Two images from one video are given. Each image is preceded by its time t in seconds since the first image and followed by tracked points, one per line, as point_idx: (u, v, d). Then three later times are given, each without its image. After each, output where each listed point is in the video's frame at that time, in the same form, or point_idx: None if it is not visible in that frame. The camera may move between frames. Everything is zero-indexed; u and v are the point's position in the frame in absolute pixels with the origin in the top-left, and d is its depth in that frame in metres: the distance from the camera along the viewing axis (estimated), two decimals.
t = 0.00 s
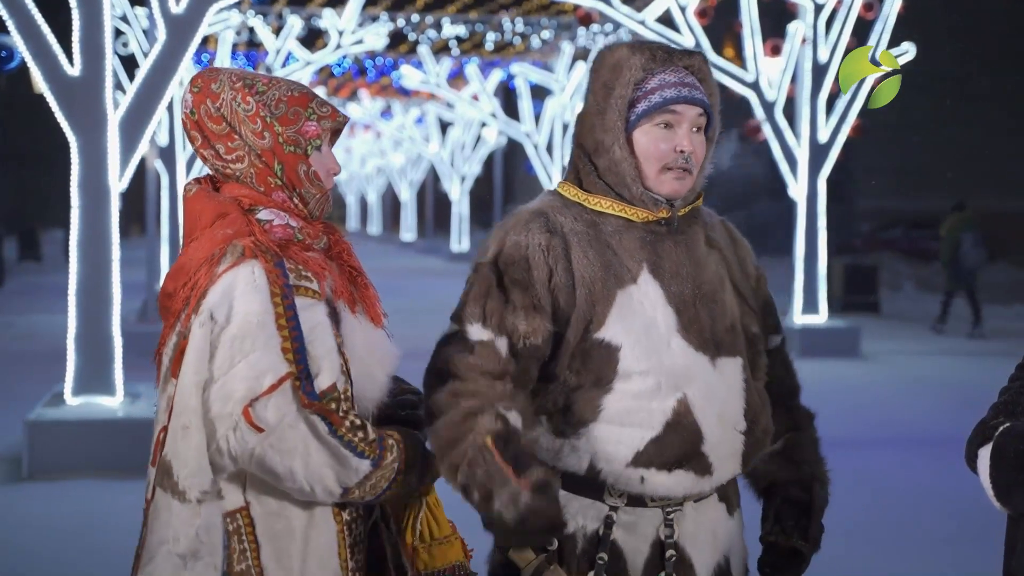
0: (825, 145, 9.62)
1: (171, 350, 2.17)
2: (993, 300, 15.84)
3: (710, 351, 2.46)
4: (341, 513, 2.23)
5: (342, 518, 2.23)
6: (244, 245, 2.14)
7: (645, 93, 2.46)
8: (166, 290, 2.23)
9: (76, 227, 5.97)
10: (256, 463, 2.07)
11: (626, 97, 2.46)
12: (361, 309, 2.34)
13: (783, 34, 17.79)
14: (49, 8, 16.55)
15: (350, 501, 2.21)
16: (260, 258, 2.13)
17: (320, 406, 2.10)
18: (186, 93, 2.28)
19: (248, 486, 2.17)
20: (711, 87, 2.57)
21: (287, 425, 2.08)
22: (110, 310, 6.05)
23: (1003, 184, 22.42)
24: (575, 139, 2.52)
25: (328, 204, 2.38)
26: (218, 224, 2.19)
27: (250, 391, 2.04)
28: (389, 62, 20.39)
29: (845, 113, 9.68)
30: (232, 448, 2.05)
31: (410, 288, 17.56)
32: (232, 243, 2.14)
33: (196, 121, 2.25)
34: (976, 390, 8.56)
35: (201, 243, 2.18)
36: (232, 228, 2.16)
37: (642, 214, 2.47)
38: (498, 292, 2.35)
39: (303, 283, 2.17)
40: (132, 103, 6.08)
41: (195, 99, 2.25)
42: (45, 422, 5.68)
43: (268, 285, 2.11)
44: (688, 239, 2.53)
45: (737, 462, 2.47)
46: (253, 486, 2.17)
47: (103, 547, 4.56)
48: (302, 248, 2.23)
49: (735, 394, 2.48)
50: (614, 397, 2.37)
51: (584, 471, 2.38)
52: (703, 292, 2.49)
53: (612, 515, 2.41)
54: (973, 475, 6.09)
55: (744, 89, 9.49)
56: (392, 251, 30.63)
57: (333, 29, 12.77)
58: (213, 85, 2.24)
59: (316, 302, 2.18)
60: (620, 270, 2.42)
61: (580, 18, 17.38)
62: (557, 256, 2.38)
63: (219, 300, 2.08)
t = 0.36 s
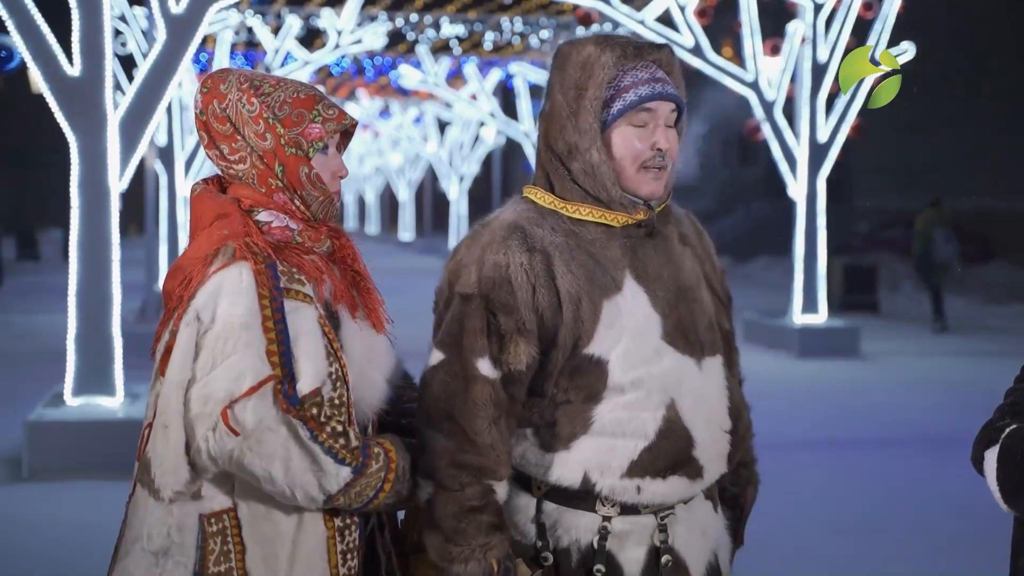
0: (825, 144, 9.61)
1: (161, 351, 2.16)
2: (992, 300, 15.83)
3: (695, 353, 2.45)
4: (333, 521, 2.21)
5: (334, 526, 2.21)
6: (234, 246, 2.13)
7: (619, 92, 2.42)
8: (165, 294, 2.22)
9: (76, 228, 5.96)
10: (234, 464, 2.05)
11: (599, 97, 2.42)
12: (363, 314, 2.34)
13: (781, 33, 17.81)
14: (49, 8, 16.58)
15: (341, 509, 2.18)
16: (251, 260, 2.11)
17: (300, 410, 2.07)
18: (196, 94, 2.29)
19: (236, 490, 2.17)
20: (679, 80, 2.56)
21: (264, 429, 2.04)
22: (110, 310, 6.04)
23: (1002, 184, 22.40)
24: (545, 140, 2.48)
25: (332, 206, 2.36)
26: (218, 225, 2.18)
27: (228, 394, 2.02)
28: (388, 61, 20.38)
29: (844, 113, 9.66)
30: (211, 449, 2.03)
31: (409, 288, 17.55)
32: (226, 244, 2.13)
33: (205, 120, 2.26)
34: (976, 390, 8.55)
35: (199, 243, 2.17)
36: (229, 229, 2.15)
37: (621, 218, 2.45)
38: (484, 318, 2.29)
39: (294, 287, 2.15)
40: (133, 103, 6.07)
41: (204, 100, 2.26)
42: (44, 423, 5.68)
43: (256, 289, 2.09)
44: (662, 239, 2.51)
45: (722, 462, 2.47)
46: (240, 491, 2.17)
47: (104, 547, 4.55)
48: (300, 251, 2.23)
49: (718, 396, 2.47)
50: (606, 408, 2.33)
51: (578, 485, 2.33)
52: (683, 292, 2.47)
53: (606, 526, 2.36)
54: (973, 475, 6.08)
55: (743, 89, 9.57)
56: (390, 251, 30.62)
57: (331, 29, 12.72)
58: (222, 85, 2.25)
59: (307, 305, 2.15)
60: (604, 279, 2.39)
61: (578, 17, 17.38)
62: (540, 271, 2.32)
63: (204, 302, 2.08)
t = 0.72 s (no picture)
0: (825, 144, 9.61)
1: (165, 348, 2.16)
2: (989, 299, 15.82)
3: (676, 356, 2.38)
4: (334, 523, 2.19)
5: (334, 530, 2.19)
6: (240, 243, 2.12)
7: (586, 94, 2.36)
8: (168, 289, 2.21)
9: (75, 227, 5.93)
10: (235, 464, 2.05)
11: (567, 100, 2.36)
12: (369, 315, 2.33)
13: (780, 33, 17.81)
14: (48, 7, 16.58)
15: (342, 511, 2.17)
16: (256, 258, 2.10)
17: (304, 412, 2.05)
18: (207, 91, 2.28)
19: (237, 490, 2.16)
20: (657, 76, 2.48)
21: (265, 431, 2.03)
22: (110, 309, 6.01)
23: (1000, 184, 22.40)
24: (524, 145, 2.45)
25: (343, 205, 2.35)
26: (224, 221, 2.17)
27: (231, 393, 2.02)
28: (387, 60, 20.38)
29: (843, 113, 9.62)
30: (213, 448, 2.04)
31: (406, 288, 17.54)
32: (232, 240, 2.12)
33: (215, 117, 2.25)
34: (975, 390, 8.53)
35: (205, 237, 2.16)
36: (235, 226, 2.14)
37: (597, 220, 2.39)
38: (466, 317, 2.23)
39: (299, 286, 2.13)
40: (132, 103, 6.05)
41: (215, 95, 2.25)
42: (43, 422, 5.66)
43: (261, 288, 2.08)
44: (644, 237, 2.43)
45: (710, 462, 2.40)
46: (242, 490, 2.16)
47: (104, 548, 4.53)
48: (306, 250, 2.20)
49: (706, 398, 2.40)
50: (581, 413, 2.28)
51: (555, 484, 2.30)
52: (666, 294, 2.40)
53: (587, 522, 2.33)
54: (973, 474, 6.07)
55: (742, 89, 9.56)
56: (388, 250, 30.61)
57: (329, 28, 12.60)
58: (233, 81, 2.24)
59: (312, 305, 2.13)
60: (580, 284, 2.33)
61: (577, 17, 17.38)
62: (519, 273, 2.28)
63: (210, 300, 2.07)
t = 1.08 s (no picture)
0: (824, 143, 9.59)
1: (183, 348, 2.13)
2: (988, 300, 15.79)
3: (706, 365, 2.37)
4: (350, 521, 2.18)
5: (351, 527, 2.19)
6: (259, 244, 2.09)
7: (625, 101, 2.41)
8: (181, 289, 2.19)
9: (75, 226, 5.92)
10: (263, 466, 2.03)
11: (608, 106, 2.44)
12: (378, 314, 2.31)
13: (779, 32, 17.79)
14: (45, 6, 16.51)
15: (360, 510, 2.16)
16: (276, 258, 2.08)
17: (332, 410, 2.05)
18: (208, 89, 2.25)
19: (257, 490, 2.13)
20: (709, 85, 2.46)
21: (296, 429, 2.02)
22: (109, 310, 6.00)
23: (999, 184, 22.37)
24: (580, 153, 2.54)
25: (347, 205, 2.34)
26: (237, 221, 2.15)
27: (260, 394, 2.00)
28: (385, 60, 20.35)
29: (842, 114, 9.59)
30: (241, 451, 2.02)
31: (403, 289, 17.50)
32: (249, 241, 2.10)
33: (218, 117, 2.21)
34: (976, 390, 8.51)
35: (219, 238, 2.14)
36: (249, 226, 2.12)
37: (636, 224, 2.41)
38: (507, 308, 2.38)
39: (319, 285, 2.12)
40: (132, 102, 6.03)
41: (217, 96, 2.22)
42: (43, 422, 5.65)
43: (283, 287, 2.06)
44: (694, 247, 2.43)
45: (735, 478, 2.39)
46: (261, 490, 2.13)
47: (102, 549, 4.52)
48: (318, 250, 2.19)
49: (737, 408, 2.38)
50: (603, 407, 2.34)
51: (574, 473, 2.39)
52: (703, 303, 2.40)
53: (607, 518, 2.39)
54: (974, 475, 6.05)
55: (742, 89, 9.46)
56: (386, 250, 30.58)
57: (328, 27, 12.62)
58: (236, 82, 2.21)
59: (330, 304, 2.12)
60: (611, 283, 2.38)
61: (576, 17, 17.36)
62: (553, 267, 2.39)
63: (233, 300, 2.04)
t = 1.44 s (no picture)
0: (821, 143, 9.52)
1: (185, 348, 2.12)
2: (985, 299, 15.77)
3: (723, 367, 2.40)
4: (355, 522, 2.17)
5: (356, 528, 2.17)
6: (260, 243, 2.08)
7: (683, 98, 2.46)
8: (183, 290, 2.18)
9: (73, 227, 5.90)
10: (266, 464, 2.02)
11: (668, 102, 2.49)
12: (382, 314, 2.29)
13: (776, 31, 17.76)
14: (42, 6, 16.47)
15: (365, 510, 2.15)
16: (277, 256, 2.07)
17: (333, 406, 2.03)
18: (209, 93, 2.23)
19: (261, 490, 2.13)
20: (771, 92, 2.48)
21: (298, 428, 2.01)
22: (106, 312, 5.97)
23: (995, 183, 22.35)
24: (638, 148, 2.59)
25: (351, 205, 2.32)
26: (238, 221, 2.14)
27: (261, 392, 1.99)
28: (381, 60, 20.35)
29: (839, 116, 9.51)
30: (244, 450, 2.01)
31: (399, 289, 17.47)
32: (250, 240, 2.09)
33: (219, 119, 2.21)
34: (975, 390, 8.49)
35: (222, 239, 2.13)
36: (251, 226, 2.11)
37: (678, 220, 2.44)
38: (538, 286, 2.53)
39: (321, 283, 2.11)
40: (129, 102, 6.01)
41: (218, 98, 2.21)
42: (40, 425, 5.63)
43: (283, 284, 2.05)
44: (732, 251, 2.43)
45: (736, 481, 2.39)
46: (265, 490, 2.13)
47: (100, 551, 4.49)
48: (321, 249, 2.17)
49: (753, 409, 2.40)
50: (621, 394, 2.42)
51: (584, 454, 2.49)
52: (732, 305, 2.41)
53: (612, 501, 2.45)
54: (974, 476, 6.03)
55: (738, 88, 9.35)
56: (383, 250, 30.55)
57: (324, 27, 12.67)
58: (237, 84, 2.20)
59: (331, 302, 2.10)
60: (642, 275, 2.44)
61: (573, 16, 17.33)
62: (588, 253, 2.48)
63: (233, 299, 2.03)
